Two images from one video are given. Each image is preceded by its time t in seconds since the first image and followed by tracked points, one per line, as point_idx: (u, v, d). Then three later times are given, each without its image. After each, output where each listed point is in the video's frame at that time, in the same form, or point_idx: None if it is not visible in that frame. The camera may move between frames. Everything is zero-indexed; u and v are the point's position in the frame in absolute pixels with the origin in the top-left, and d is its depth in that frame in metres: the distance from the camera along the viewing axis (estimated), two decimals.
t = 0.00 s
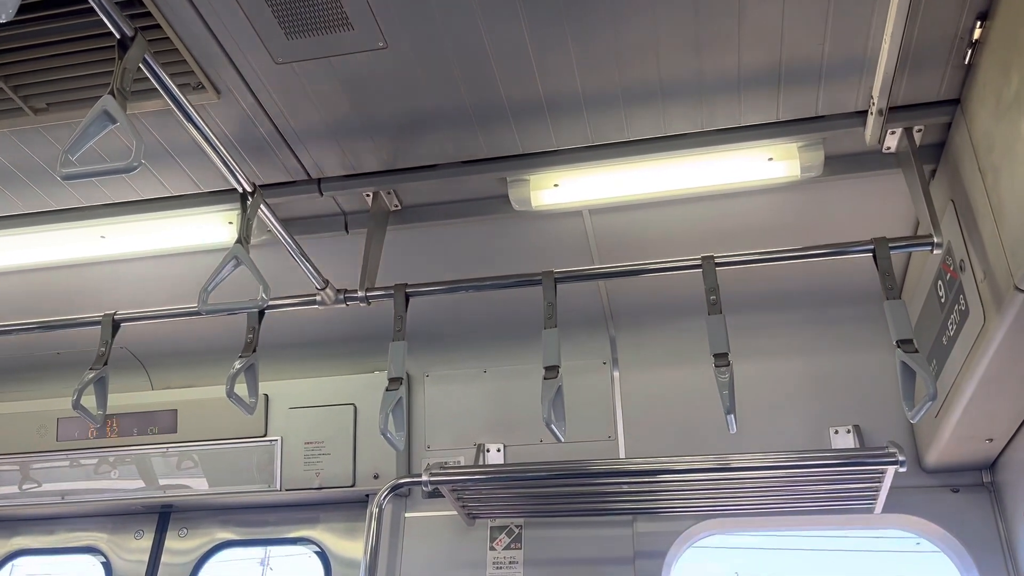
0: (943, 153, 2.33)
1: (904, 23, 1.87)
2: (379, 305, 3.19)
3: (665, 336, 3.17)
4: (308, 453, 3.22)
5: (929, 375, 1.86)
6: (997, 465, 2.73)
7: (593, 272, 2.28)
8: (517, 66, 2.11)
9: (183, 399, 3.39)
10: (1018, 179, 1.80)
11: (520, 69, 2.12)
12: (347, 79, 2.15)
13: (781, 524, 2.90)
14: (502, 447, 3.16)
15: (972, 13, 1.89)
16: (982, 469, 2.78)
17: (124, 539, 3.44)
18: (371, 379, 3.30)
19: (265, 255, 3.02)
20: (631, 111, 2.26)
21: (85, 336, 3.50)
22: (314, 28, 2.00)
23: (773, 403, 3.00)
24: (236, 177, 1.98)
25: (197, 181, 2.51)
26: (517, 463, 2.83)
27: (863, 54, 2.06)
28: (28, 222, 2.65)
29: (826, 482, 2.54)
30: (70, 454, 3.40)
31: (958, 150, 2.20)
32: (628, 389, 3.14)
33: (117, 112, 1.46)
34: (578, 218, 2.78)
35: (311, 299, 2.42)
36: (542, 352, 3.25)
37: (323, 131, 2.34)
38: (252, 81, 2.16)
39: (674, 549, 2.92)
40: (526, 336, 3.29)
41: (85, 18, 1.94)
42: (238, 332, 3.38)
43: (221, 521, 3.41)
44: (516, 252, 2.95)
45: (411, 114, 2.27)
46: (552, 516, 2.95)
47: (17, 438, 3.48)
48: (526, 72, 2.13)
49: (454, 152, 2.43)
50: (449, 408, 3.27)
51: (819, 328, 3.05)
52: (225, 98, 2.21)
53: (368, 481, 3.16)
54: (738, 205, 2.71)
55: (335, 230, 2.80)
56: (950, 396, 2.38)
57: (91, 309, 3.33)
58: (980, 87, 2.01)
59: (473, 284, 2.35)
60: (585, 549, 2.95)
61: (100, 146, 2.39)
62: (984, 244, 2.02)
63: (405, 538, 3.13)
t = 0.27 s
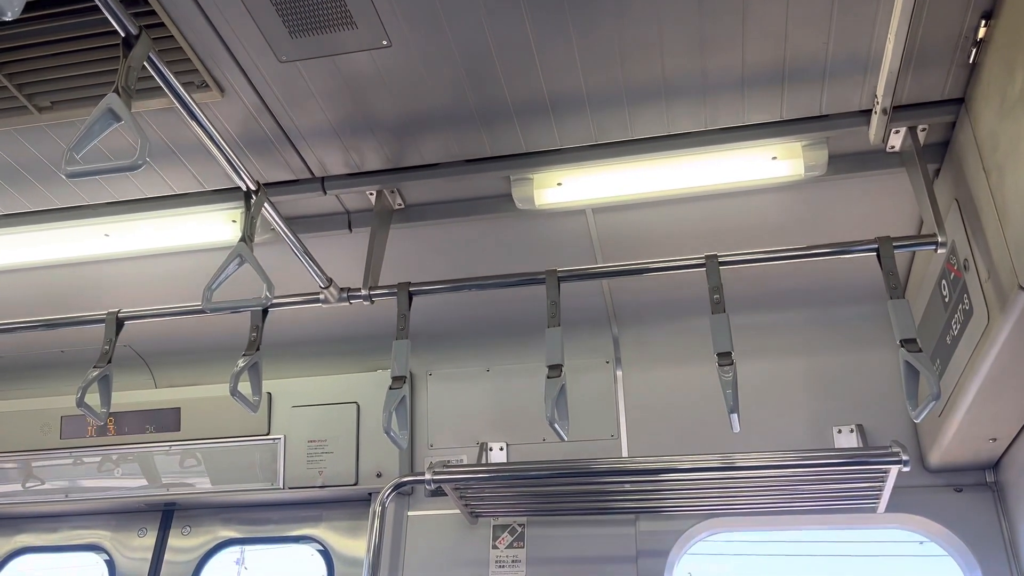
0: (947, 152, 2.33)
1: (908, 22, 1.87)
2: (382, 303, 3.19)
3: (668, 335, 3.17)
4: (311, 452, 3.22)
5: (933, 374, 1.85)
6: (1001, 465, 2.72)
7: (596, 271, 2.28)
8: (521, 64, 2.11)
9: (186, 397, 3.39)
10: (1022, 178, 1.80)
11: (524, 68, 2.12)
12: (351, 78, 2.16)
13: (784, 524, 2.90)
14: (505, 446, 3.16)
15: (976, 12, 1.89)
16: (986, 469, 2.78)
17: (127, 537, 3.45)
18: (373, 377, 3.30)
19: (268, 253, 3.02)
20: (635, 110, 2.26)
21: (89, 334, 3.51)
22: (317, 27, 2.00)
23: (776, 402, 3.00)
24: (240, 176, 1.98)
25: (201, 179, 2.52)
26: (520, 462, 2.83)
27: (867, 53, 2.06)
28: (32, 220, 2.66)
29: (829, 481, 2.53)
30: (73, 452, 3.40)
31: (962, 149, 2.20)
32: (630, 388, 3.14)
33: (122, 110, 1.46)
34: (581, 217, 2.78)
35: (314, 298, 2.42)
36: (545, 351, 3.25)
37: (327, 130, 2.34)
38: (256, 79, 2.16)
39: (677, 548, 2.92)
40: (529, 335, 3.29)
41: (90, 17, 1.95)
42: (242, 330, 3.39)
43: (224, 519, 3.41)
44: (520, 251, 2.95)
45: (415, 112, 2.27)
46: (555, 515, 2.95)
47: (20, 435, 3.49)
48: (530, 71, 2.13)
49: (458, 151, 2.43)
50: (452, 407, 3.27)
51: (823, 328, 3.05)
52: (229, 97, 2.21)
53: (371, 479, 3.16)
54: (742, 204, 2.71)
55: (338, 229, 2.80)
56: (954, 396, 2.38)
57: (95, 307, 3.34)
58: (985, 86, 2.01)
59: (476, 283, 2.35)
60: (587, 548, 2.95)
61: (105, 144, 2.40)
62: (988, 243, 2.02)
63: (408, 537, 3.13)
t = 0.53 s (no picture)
0: (953, 152, 2.33)
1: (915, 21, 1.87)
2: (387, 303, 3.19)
3: (673, 335, 3.17)
4: (315, 451, 3.23)
5: (939, 374, 1.85)
6: (1006, 465, 2.72)
7: (601, 270, 2.28)
8: (527, 64, 2.11)
9: (191, 396, 3.40)
10: None
11: (530, 67, 2.12)
12: (357, 77, 2.16)
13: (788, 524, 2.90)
14: (510, 445, 3.16)
15: (983, 11, 1.89)
16: (992, 469, 2.77)
17: (131, 536, 3.45)
18: (378, 376, 3.30)
19: (273, 253, 3.02)
20: (640, 109, 2.26)
21: (94, 334, 3.52)
22: (323, 27, 2.00)
23: (781, 402, 2.99)
24: (246, 175, 1.99)
25: (207, 178, 2.52)
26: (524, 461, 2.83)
27: (873, 52, 2.05)
28: (39, 219, 2.66)
29: (835, 481, 2.53)
30: (78, 451, 3.41)
31: (969, 149, 2.19)
32: (635, 388, 3.14)
33: (129, 109, 1.46)
34: (587, 216, 2.78)
35: (319, 297, 2.42)
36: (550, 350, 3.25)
37: (332, 129, 2.34)
38: (262, 78, 2.16)
39: (682, 547, 2.92)
40: (534, 335, 3.29)
41: (97, 15, 1.95)
42: (246, 329, 3.39)
43: (229, 518, 3.42)
44: (525, 250, 2.95)
45: (420, 111, 2.27)
46: (560, 514, 2.95)
47: (25, 434, 3.50)
48: (535, 70, 2.13)
49: (463, 150, 2.43)
50: (456, 406, 3.27)
51: (828, 327, 3.05)
52: (235, 96, 2.22)
53: (375, 478, 3.16)
54: (747, 204, 2.71)
55: (343, 228, 2.80)
56: (960, 396, 2.37)
57: (100, 306, 3.35)
58: (991, 86, 2.01)
59: (481, 282, 2.35)
60: (592, 548, 2.95)
61: (111, 143, 2.40)
62: (994, 243, 2.02)
63: (412, 536, 3.14)
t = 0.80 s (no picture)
0: (954, 152, 2.32)
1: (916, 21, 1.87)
2: (388, 303, 3.19)
3: (674, 335, 3.17)
4: (317, 451, 3.23)
5: (940, 376, 1.85)
6: (1008, 466, 2.72)
7: (602, 271, 2.28)
8: (528, 65, 2.11)
9: (193, 397, 3.40)
10: None
11: (531, 67, 2.12)
12: (358, 78, 2.16)
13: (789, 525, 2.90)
14: (511, 446, 3.16)
15: (984, 11, 1.89)
16: (993, 470, 2.77)
17: (133, 536, 3.46)
18: (380, 377, 3.30)
19: (275, 253, 3.03)
20: (641, 109, 2.26)
21: (96, 334, 3.52)
22: (324, 27, 2.01)
23: (782, 403, 2.99)
24: (247, 175, 1.99)
25: (209, 179, 2.52)
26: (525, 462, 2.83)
27: (874, 52, 2.05)
28: (41, 219, 2.67)
29: (836, 482, 2.53)
30: (81, 451, 3.42)
31: (970, 150, 2.19)
32: (636, 388, 3.14)
33: (130, 110, 1.46)
34: (588, 217, 2.78)
35: (320, 297, 2.42)
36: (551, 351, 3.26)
37: (334, 130, 2.34)
38: (263, 79, 2.16)
39: (682, 548, 2.92)
40: (535, 335, 3.29)
41: (98, 16, 1.95)
42: (248, 330, 3.40)
43: (230, 518, 3.42)
44: (526, 251, 2.96)
45: (422, 112, 2.28)
46: (561, 515, 2.95)
47: (27, 434, 3.50)
48: (536, 70, 2.13)
49: (464, 151, 2.43)
50: (457, 407, 3.27)
51: (829, 328, 3.04)
52: (236, 96, 2.22)
53: (377, 478, 3.16)
54: (748, 204, 2.71)
55: (345, 229, 2.80)
56: (961, 397, 2.37)
57: (102, 306, 3.35)
58: (993, 86, 2.01)
59: (482, 283, 2.35)
60: (593, 548, 2.95)
61: (113, 144, 2.40)
62: (996, 244, 2.02)
63: (413, 536, 3.14)
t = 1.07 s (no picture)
0: (956, 153, 2.33)
1: (918, 22, 1.87)
2: (391, 303, 3.20)
3: (676, 336, 3.17)
4: (319, 452, 3.23)
5: (942, 376, 1.85)
6: (1010, 466, 2.72)
7: (604, 271, 2.28)
8: (530, 66, 2.12)
9: (196, 397, 3.41)
10: None
11: (533, 68, 2.13)
12: (360, 79, 2.16)
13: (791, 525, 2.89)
14: (513, 446, 3.17)
15: (986, 12, 1.89)
16: (995, 470, 2.77)
17: (136, 535, 3.46)
18: (382, 377, 3.31)
19: (277, 254, 3.03)
20: (643, 110, 2.26)
21: (99, 334, 3.53)
22: (326, 28, 2.01)
23: (784, 403, 2.99)
24: (250, 176, 1.99)
25: (211, 179, 2.53)
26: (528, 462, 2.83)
27: (876, 53, 2.06)
28: (44, 220, 2.68)
29: (838, 483, 2.53)
30: (84, 451, 3.42)
31: (972, 150, 2.19)
32: (639, 389, 3.15)
33: (133, 112, 1.47)
34: (590, 218, 2.78)
35: (323, 298, 2.43)
36: (553, 351, 3.26)
37: (336, 131, 2.35)
38: (266, 80, 2.17)
39: (684, 548, 2.92)
40: (537, 335, 3.30)
41: (101, 18, 1.96)
42: (251, 330, 3.40)
43: (233, 518, 3.43)
44: (528, 251, 2.96)
45: (424, 113, 2.28)
46: (563, 515, 2.96)
47: (31, 434, 3.51)
48: (538, 71, 2.14)
49: (466, 152, 2.44)
50: (459, 407, 3.28)
51: (831, 328, 3.04)
52: (239, 97, 2.22)
53: (379, 478, 3.17)
54: (750, 205, 2.71)
55: (347, 229, 2.81)
56: (964, 397, 2.37)
57: (105, 306, 3.36)
58: (994, 87, 2.01)
59: (484, 283, 2.35)
60: (595, 549, 2.96)
61: (116, 144, 2.41)
62: (998, 244, 2.02)
63: (415, 536, 3.14)
